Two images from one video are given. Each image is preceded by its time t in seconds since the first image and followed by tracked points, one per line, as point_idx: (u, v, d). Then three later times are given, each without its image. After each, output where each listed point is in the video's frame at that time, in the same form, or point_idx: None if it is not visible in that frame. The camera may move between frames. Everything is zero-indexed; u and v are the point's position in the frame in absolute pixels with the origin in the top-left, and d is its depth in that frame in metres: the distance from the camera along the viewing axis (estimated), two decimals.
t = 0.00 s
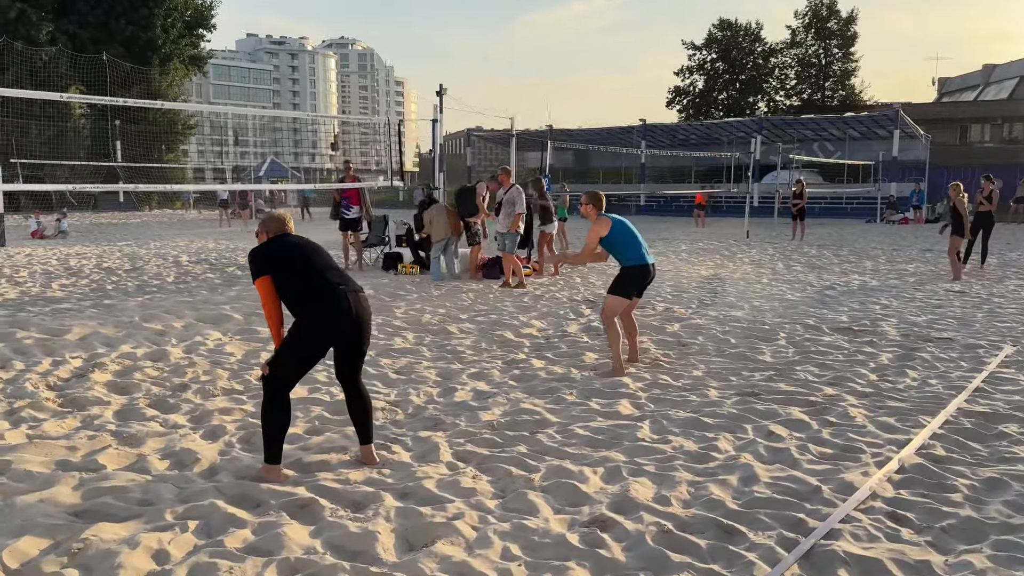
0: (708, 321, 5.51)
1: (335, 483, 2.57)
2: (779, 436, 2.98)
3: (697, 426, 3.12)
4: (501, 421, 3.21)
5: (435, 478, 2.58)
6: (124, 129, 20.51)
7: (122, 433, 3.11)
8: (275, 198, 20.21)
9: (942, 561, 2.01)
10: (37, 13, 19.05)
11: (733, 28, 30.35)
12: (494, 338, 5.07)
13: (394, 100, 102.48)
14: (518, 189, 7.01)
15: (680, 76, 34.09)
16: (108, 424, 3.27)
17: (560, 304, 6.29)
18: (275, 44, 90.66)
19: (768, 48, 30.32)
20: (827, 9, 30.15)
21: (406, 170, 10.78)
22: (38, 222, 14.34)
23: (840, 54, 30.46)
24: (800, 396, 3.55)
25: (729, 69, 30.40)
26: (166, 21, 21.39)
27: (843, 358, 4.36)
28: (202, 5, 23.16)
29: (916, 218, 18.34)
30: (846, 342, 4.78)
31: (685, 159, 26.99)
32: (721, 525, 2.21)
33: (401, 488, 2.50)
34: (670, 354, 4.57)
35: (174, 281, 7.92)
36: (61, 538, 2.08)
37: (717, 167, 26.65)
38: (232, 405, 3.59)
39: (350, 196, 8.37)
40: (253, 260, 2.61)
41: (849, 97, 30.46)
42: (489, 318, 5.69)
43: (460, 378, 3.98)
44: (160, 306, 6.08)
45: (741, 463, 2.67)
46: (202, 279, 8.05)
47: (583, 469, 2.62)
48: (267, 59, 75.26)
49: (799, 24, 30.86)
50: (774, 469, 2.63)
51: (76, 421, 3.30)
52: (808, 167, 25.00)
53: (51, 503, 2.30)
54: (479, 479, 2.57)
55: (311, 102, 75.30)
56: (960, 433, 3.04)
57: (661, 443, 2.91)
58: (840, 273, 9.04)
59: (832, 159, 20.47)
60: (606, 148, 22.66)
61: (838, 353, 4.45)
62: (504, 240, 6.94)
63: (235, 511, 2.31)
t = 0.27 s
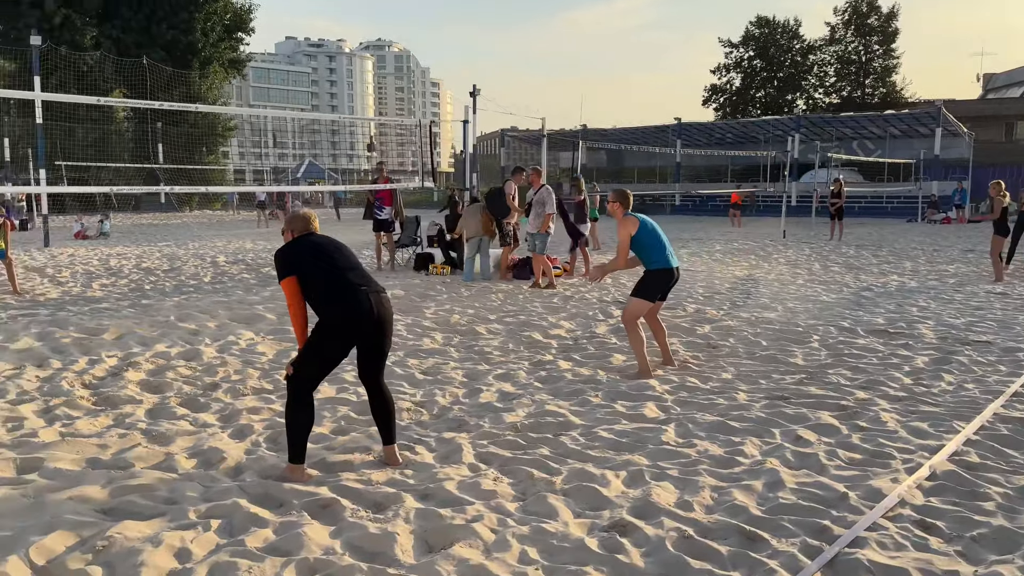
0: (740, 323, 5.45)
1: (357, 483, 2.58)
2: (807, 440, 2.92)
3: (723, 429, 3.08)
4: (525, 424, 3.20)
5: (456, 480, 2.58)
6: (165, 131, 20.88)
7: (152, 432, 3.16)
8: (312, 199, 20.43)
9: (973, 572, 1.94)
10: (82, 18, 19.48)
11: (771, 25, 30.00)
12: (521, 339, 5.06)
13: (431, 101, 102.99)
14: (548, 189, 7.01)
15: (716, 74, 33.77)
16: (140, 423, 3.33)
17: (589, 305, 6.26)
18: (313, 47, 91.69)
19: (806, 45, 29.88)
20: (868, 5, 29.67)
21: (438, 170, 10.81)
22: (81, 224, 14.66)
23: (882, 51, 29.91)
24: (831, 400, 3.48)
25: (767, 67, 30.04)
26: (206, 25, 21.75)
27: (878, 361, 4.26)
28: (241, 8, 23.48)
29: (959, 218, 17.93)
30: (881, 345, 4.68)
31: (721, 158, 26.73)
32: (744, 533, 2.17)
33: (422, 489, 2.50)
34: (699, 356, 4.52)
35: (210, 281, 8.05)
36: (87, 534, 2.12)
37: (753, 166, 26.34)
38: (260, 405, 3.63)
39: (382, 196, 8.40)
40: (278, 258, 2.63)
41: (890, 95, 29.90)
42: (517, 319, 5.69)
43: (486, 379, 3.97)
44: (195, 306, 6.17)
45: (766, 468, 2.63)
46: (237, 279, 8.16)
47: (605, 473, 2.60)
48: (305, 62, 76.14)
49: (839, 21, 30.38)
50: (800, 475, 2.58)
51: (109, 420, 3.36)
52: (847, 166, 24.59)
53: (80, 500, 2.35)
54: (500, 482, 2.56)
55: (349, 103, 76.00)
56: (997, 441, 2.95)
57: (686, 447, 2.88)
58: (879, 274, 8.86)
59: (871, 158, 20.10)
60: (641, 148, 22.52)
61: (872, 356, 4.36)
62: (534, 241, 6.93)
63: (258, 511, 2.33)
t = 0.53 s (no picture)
0: (782, 325, 5.34)
1: (385, 481, 2.59)
2: (844, 446, 2.84)
3: (758, 433, 3.01)
4: (555, 425, 3.17)
5: (483, 480, 2.57)
6: (218, 134, 21.33)
7: (189, 428, 3.21)
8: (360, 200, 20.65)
9: None
10: (139, 23, 20.00)
11: (823, 22, 29.47)
12: (558, 340, 5.03)
13: (478, 102, 103.38)
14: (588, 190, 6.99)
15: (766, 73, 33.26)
16: (177, 418, 3.39)
17: (628, 306, 6.20)
18: (363, 50, 92.79)
19: (860, 42, 29.24)
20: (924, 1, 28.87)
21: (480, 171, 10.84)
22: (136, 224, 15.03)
23: (938, 48, 29.13)
24: (872, 405, 3.38)
25: (819, 65, 29.49)
26: (257, 29, 22.15)
27: (924, 366, 4.14)
28: (292, 12, 23.86)
29: (1018, 219, 17.36)
30: (929, 349, 4.54)
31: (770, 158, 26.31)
32: (772, 539, 2.12)
33: (448, 489, 2.50)
34: (738, 359, 4.45)
35: (255, 280, 8.18)
36: (117, 527, 2.15)
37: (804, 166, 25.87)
38: (296, 402, 3.67)
39: (423, 197, 8.44)
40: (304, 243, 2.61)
41: (947, 93, 29.09)
42: (555, 319, 5.66)
43: (520, 380, 3.95)
44: (239, 305, 6.27)
45: (800, 473, 2.56)
46: (281, 278, 8.27)
47: (634, 476, 2.56)
48: (355, 65, 77.05)
49: (894, 18, 29.62)
50: (835, 481, 2.51)
51: (148, 415, 3.43)
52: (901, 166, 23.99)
53: (113, 493, 2.39)
54: (527, 483, 2.54)
55: (397, 105, 76.70)
56: None
57: (719, 451, 2.83)
58: (931, 277, 8.62)
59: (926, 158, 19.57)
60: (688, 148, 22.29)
61: (918, 361, 4.23)
62: (573, 242, 6.93)
63: (285, 507, 2.35)
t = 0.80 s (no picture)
0: (826, 330, 5.22)
1: (409, 482, 2.60)
2: (879, 456, 2.77)
3: (791, 441, 2.95)
4: (584, 429, 3.16)
5: (506, 483, 2.57)
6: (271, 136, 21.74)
7: (224, 425, 3.28)
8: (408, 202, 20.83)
9: None
10: (196, 28, 20.50)
11: (881, 21, 28.84)
12: (594, 343, 5.00)
13: (528, 104, 103.38)
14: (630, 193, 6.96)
15: (822, 73, 32.62)
16: (214, 415, 3.45)
17: (668, 310, 6.14)
18: (415, 52, 93.46)
19: (919, 41, 28.47)
20: None
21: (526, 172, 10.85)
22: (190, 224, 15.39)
23: (1002, 46, 27.99)
24: (913, 414, 3.28)
25: (876, 65, 28.82)
26: (310, 33, 22.53)
27: (971, 375, 4.01)
28: (344, 16, 24.21)
29: None
30: (978, 358, 4.40)
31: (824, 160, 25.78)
32: (796, 550, 2.07)
33: (471, 491, 2.50)
34: (777, 364, 4.37)
35: (301, 279, 8.31)
36: (146, 520, 2.21)
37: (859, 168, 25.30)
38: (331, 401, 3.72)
39: (465, 199, 8.48)
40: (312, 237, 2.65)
41: (1012, 93, 28.08)
42: (593, 323, 5.63)
43: (553, 383, 3.94)
44: (282, 305, 6.38)
45: (831, 483, 2.50)
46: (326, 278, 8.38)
47: (659, 482, 2.53)
48: (408, 68, 77.80)
49: (956, 15, 28.58)
50: (866, 492, 2.44)
51: (186, 412, 3.51)
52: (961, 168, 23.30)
53: (144, 488, 2.45)
54: (550, 487, 2.53)
55: (448, 107, 77.19)
56: None
57: (749, 459, 2.78)
58: (988, 283, 8.34)
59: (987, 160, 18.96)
60: (738, 150, 21.97)
61: (965, 370, 4.10)
62: (614, 244, 6.97)
63: (309, 505, 2.38)
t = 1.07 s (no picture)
0: (867, 338, 5.09)
1: (430, 485, 2.61)
2: (911, 468, 2.69)
3: (820, 451, 2.88)
4: (609, 435, 3.13)
5: (526, 488, 2.56)
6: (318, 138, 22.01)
7: (254, 424, 3.32)
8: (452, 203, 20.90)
9: None
10: (246, 32, 20.93)
11: (936, 20, 28.17)
12: (627, 348, 4.96)
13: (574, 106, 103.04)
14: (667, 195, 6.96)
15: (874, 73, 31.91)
16: (245, 413, 3.51)
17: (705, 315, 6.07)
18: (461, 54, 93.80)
19: (976, 40, 27.66)
20: None
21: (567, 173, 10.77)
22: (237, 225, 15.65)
23: None
24: (950, 426, 3.18)
25: (931, 65, 28.11)
26: (357, 36, 22.78)
27: (1016, 386, 3.87)
28: (391, 20, 24.40)
29: None
30: None
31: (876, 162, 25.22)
32: (817, 563, 2.02)
33: (491, 496, 2.50)
34: (813, 372, 4.28)
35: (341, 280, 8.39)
36: (170, 518, 2.25)
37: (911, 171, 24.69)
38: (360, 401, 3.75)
39: (502, 201, 8.51)
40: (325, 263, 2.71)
41: None
42: (627, 327, 5.58)
43: (582, 388, 3.92)
44: (320, 305, 6.44)
45: (858, 495, 2.44)
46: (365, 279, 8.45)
47: (681, 491, 2.50)
48: (454, 71, 78.19)
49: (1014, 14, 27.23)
50: (894, 505, 2.38)
51: (219, 410, 3.57)
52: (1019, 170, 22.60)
53: (171, 485, 2.50)
54: (571, 493, 2.52)
55: (493, 109, 77.33)
56: None
57: (775, 468, 2.72)
58: None
59: None
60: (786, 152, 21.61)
61: (1010, 381, 3.96)
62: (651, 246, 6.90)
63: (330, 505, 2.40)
